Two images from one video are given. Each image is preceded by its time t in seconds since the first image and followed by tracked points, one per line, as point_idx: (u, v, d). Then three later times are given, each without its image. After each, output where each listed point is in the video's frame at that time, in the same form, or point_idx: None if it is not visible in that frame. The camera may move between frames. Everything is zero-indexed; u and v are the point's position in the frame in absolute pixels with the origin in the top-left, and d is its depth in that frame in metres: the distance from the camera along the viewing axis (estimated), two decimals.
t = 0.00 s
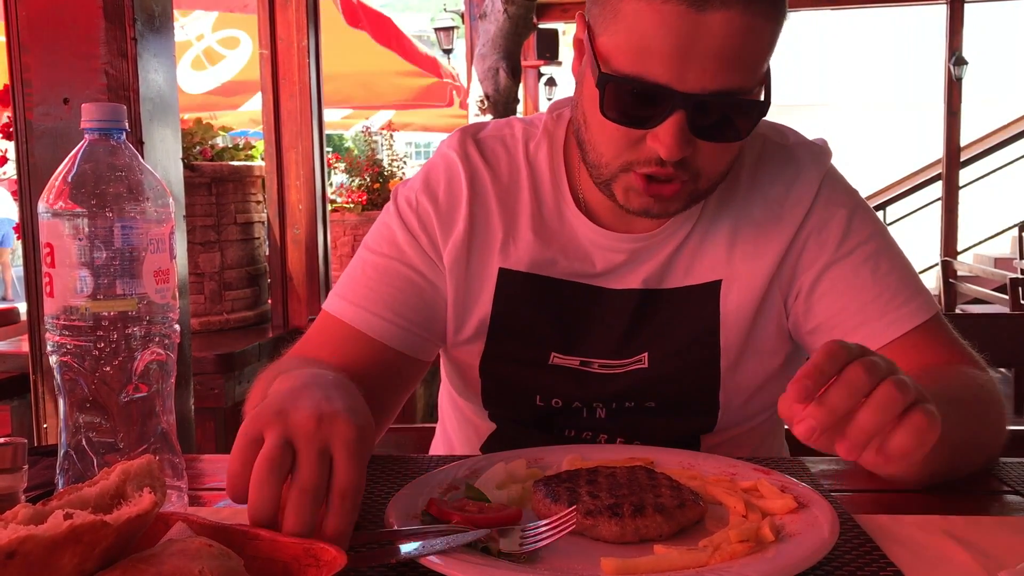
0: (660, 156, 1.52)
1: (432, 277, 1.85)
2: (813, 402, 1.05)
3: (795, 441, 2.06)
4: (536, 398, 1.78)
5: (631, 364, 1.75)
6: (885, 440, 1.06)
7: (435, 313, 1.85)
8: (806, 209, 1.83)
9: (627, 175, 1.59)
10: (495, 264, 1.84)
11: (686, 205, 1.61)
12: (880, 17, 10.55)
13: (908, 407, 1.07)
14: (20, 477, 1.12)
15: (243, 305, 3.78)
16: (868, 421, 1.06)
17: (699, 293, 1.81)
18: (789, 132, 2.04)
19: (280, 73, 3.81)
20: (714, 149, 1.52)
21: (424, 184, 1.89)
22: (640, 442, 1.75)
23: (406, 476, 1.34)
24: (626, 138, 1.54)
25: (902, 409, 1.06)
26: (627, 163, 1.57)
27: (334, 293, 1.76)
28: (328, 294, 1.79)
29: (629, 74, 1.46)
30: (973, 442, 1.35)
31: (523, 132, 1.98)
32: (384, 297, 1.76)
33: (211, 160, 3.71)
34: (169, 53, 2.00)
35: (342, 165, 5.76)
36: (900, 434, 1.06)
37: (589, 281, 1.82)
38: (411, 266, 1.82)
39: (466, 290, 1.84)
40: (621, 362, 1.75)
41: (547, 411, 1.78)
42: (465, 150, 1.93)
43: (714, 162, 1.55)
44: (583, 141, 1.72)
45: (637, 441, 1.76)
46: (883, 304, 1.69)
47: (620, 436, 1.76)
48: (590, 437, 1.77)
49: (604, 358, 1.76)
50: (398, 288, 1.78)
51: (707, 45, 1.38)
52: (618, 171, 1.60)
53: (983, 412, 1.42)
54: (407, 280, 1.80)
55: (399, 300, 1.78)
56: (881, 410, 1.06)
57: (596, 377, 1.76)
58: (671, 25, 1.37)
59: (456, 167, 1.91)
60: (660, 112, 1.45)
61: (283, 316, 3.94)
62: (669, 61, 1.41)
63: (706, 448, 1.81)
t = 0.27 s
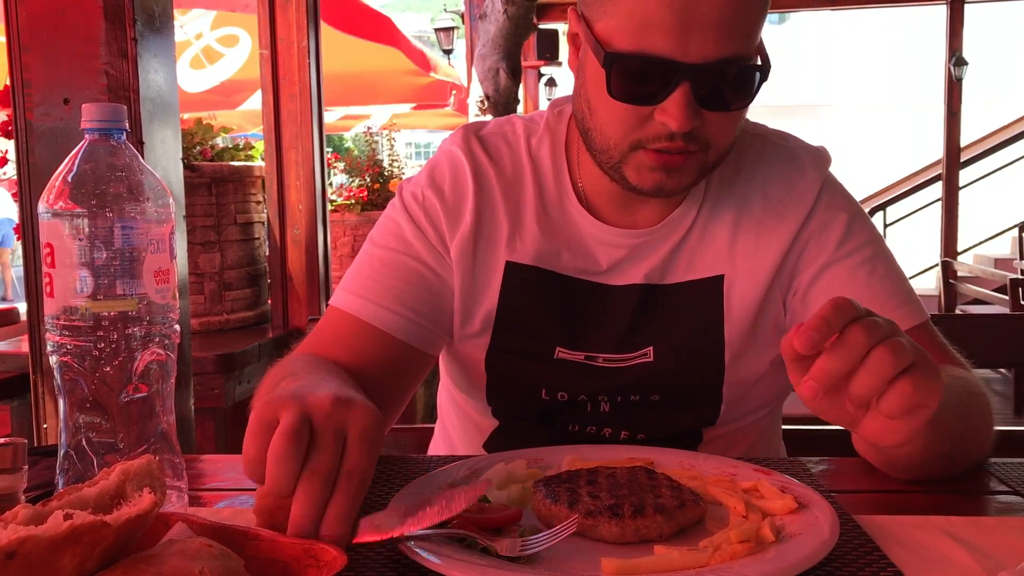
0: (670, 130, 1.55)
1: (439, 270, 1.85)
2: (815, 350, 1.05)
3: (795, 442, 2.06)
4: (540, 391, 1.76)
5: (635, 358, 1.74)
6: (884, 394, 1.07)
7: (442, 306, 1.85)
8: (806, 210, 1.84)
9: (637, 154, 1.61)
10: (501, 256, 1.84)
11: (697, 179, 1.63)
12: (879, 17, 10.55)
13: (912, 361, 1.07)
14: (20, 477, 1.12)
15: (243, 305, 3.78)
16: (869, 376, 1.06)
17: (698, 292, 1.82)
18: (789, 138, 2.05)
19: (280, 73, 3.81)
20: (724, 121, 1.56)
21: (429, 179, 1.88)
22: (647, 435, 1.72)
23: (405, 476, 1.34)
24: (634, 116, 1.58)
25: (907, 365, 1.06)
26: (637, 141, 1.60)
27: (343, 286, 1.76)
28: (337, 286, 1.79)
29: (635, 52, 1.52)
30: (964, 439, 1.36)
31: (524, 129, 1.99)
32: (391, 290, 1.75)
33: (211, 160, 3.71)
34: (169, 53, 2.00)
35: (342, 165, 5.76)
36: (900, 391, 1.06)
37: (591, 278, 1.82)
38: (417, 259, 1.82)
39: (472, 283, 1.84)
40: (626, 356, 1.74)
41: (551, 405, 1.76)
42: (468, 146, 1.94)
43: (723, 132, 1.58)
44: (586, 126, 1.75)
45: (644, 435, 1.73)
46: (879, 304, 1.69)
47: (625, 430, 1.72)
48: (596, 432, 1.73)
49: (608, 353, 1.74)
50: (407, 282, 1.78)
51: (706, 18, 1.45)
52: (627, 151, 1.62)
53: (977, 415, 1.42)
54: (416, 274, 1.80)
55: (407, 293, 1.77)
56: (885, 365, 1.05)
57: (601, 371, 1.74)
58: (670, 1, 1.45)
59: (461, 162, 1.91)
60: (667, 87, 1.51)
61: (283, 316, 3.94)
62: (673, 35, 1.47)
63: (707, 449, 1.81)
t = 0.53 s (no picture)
0: (633, 122, 1.59)
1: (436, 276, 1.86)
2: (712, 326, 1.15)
3: (795, 443, 2.06)
4: (537, 391, 1.76)
5: (631, 359, 1.75)
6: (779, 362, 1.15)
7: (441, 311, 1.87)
8: (798, 210, 1.84)
9: (606, 144, 1.65)
10: (496, 260, 1.86)
11: (666, 170, 1.67)
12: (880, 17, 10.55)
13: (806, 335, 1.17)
14: (20, 477, 1.12)
15: (243, 305, 3.78)
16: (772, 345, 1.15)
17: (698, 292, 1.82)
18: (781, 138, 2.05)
19: (280, 73, 3.81)
20: (690, 113, 1.60)
21: (425, 187, 1.89)
22: (643, 431, 1.71)
23: (405, 476, 1.34)
24: (601, 107, 1.62)
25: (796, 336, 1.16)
26: (604, 132, 1.64)
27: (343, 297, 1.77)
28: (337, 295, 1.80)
29: (600, 44, 1.57)
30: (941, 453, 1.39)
31: (518, 132, 1.99)
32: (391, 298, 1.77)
33: (211, 160, 3.71)
34: (168, 52, 2.00)
35: (343, 166, 5.75)
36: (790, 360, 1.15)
37: (585, 280, 1.83)
38: (415, 266, 1.83)
39: (468, 288, 1.86)
40: (622, 357, 1.75)
41: (549, 405, 1.75)
42: (462, 151, 1.93)
43: (690, 129, 1.63)
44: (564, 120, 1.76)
45: (641, 430, 1.72)
46: (870, 304, 1.68)
47: (621, 424, 1.71)
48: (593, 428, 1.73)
49: (603, 354, 1.75)
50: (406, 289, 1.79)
51: (668, 11, 1.50)
52: (597, 142, 1.66)
53: (952, 430, 1.44)
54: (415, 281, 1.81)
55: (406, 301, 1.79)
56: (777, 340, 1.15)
57: (597, 372, 1.75)
58: None
59: (456, 168, 1.90)
60: (632, 79, 1.55)
61: (283, 316, 3.94)
62: (636, 27, 1.51)
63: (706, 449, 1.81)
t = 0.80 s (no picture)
0: (618, 120, 1.58)
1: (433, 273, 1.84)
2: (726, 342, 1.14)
3: (795, 444, 2.06)
4: (532, 390, 1.76)
5: (624, 359, 1.74)
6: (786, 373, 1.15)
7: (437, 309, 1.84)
8: (796, 211, 1.84)
9: (593, 143, 1.64)
10: (492, 257, 1.84)
11: (651, 173, 1.66)
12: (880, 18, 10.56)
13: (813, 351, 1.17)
14: (20, 478, 1.12)
15: (243, 306, 3.79)
16: (782, 357, 1.15)
17: (697, 291, 1.82)
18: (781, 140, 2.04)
19: (280, 74, 3.81)
20: (674, 114, 1.59)
21: (422, 185, 1.89)
22: (637, 430, 1.73)
23: (405, 476, 1.34)
24: (587, 105, 1.61)
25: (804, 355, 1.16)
26: (591, 132, 1.63)
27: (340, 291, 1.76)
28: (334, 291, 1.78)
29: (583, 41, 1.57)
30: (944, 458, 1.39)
31: (516, 132, 1.99)
32: (388, 292, 1.75)
33: (211, 160, 3.71)
34: (169, 53, 2.00)
35: (343, 166, 5.76)
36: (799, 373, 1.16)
37: (582, 282, 1.83)
38: (412, 262, 1.82)
39: (464, 285, 1.84)
40: (615, 356, 1.74)
41: (542, 404, 1.76)
42: (461, 150, 1.93)
43: (676, 128, 1.61)
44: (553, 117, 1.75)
45: (636, 430, 1.73)
46: (872, 306, 1.68)
47: (616, 425, 1.73)
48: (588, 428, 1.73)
49: (597, 353, 1.75)
50: (400, 284, 1.78)
51: (651, 9, 1.50)
52: (584, 141, 1.65)
53: (961, 436, 1.44)
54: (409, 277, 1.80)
55: (402, 295, 1.77)
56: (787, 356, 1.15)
57: (589, 371, 1.75)
58: None
59: (454, 166, 1.90)
60: (616, 77, 1.55)
61: (283, 316, 3.94)
62: (618, 24, 1.52)
63: (706, 450, 1.81)
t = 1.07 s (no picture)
0: (635, 126, 1.58)
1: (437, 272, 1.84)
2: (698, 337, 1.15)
3: (795, 445, 2.06)
4: (538, 393, 1.76)
5: (633, 361, 1.75)
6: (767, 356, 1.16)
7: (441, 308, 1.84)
8: (802, 213, 1.84)
9: (609, 148, 1.64)
10: (499, 258, 1.84)
11: (666, 177, 1.66)
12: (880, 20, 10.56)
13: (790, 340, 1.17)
14: (20, 478, 1.12)
15: (243, 306, 3.80)
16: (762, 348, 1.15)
17: (699, 289, 1.82)
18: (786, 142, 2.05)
19: (280, 74, 3.81)
20: (690, 118, 1.59)
21: (427, 183, 1.88)
22: (645, 433, 1.73)
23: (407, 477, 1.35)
24: (603, 110, 1.60)
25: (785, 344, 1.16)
26: (608, 135, 1.62)
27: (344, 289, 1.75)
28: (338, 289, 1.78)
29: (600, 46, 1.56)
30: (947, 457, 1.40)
31: (521, 132, 1.99)
32: (392, 289, 1.74)
33: (212, 160, 3.71)
34: (169, 53, 1.99)
35: (343, 167, 5.76)
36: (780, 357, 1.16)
37: (588, 284, 1.83)
38: (417, 261, 1.81)
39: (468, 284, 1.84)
40: (622, 360, 1.75)
41: (549, 407, 1.76)
42: (466, 150, 1.93)
43: (692, 131, 1.61)
44: (565, 119, 1.75)
45: (643, 432, 1.74)
46: (876, 307, 1.69)
47: (623, 427, 1.73)
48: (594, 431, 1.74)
49: (604, 356, 1.75)
50: (406, 283, 1.78)
51: (671, 14, 1.49)
52: (600, 145, 1.65)
53: (965, 437, 1.45)
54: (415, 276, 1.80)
55: (406, 293, 1.77)
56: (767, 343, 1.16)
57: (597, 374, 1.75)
58: None
59: (459, 166, 1.90)
60: (633, 83, 1.55)
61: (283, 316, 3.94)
62: (637, 29, 1.51)
63: (706, 450, 1.81)
